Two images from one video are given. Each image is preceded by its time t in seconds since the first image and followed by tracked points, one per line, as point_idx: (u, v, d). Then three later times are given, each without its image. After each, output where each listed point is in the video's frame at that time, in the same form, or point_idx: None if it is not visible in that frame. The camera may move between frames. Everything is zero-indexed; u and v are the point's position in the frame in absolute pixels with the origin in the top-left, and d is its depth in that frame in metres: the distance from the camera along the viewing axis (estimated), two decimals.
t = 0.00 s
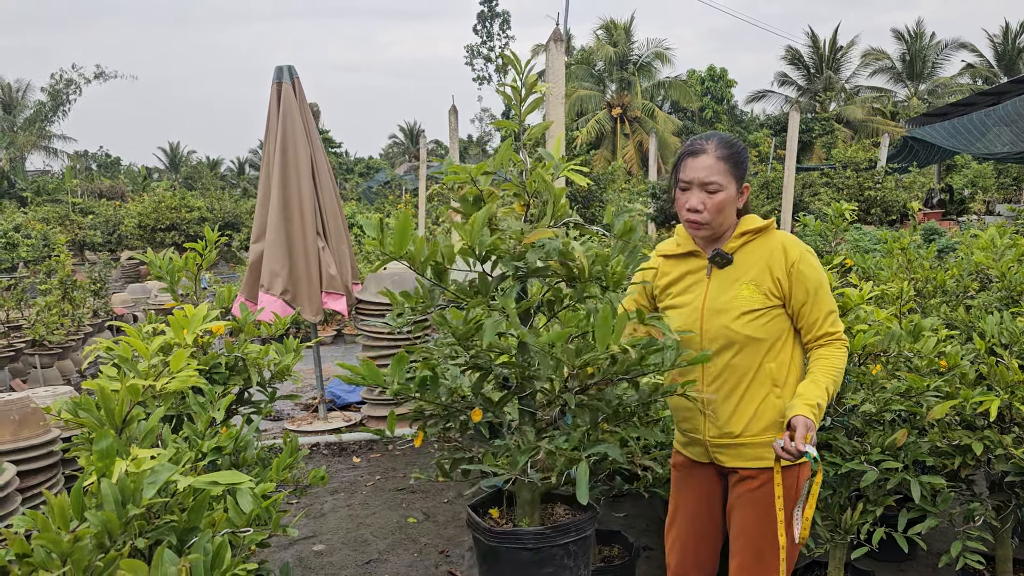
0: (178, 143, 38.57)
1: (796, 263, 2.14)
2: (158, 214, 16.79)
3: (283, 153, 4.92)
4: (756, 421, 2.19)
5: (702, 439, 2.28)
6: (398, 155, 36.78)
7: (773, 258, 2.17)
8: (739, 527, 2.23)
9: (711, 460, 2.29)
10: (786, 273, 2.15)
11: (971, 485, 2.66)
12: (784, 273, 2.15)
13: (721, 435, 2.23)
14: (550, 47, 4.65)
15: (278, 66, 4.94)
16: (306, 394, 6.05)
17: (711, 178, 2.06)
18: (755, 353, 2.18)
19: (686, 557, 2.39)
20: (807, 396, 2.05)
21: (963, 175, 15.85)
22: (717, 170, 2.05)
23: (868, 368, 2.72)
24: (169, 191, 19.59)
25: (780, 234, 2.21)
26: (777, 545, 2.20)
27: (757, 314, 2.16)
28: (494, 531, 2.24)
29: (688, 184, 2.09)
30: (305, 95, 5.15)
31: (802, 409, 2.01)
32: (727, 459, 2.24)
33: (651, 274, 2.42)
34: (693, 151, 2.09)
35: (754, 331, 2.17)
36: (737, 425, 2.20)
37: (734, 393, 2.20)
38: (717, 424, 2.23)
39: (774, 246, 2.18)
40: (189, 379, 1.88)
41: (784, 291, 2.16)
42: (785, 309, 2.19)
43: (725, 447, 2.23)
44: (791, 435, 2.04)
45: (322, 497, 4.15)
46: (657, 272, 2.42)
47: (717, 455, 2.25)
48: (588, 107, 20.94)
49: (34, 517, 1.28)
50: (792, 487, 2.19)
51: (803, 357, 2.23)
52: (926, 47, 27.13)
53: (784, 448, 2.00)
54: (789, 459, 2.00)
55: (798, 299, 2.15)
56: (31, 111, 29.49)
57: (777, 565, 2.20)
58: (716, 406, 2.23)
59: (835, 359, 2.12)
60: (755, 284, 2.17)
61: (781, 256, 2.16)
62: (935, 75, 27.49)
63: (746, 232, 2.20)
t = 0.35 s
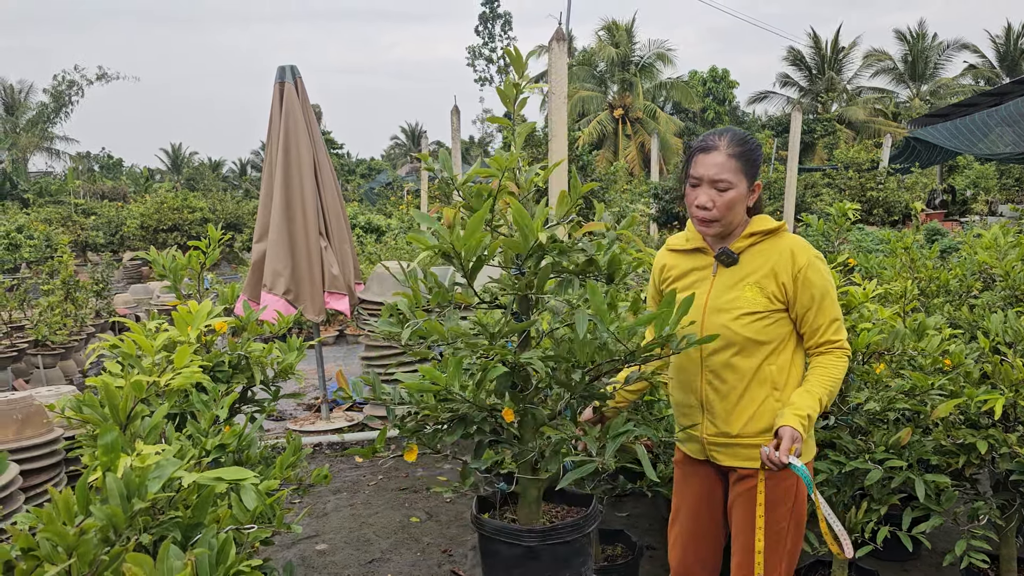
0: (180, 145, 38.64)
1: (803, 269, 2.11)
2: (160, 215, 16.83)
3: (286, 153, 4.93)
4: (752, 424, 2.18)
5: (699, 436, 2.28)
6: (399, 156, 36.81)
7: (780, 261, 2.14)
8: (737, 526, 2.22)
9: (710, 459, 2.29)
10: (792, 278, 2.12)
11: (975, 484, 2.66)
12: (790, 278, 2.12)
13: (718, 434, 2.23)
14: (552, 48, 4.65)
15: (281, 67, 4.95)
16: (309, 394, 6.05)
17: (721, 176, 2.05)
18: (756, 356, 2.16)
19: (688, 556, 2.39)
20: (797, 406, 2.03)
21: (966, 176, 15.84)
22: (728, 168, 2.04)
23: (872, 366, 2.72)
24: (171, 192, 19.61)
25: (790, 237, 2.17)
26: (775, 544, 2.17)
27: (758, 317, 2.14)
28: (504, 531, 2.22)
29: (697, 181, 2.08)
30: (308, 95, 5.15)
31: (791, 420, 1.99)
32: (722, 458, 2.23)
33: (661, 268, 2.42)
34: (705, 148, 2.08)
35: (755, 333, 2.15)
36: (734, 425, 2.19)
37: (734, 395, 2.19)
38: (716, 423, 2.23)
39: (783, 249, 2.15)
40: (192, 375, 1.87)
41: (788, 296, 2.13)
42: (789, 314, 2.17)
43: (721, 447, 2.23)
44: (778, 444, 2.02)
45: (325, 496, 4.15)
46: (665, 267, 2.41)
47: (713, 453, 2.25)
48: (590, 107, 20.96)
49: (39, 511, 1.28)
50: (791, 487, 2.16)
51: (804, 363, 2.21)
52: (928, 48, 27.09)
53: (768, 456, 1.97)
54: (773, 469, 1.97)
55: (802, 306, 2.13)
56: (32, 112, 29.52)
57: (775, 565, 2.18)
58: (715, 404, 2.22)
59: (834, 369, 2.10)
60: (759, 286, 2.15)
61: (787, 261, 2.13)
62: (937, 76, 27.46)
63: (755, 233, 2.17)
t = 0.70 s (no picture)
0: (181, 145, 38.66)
1: (801, 267, 2.10)
2: (161, 215, 16.85)
3: (286, 153, 4.93)
4: (756, 426, 2.17)
5: (705, 441, 2.28)
6: (400, 156, 36.83)
7: (779, 260, 2.13)
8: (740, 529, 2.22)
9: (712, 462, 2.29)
10: (791, 276, 2.12)
11: (973, 485, 2.66)
12: (789, 276, 2.11)
13: (723, 438, 2.22)
14: (552, 49, 4.64)
15: (281, 67, 4.95)
16: (309, 395, 6.05)
17: (715, 180, 2.05)
18: (758, 357, 2.15)
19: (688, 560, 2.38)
20: (794, 402, 2.02)
21: (968, 176, 15.81)
22: (720, 172, 2.05)
23: (871, 367, 2.72)
24: (172, 192, 19.62)
25: (787, 236, 2.17)
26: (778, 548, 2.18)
27: (760, 317, 2.13)
28: (518, 533, 2.20)
29: (692, 187, 2.08)
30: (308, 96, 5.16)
31: (785, 415, 1.98)
32: (728, 462, 2.23)
33: (662, 274, 2.41)
34: (697, 153, 2.08)
35: (757, 334, 2.13)
36: (739, 428, 2.18)
37: (736, 397, 2.18)
38: (721, 426, 2.22)
39: (781, 248, 2.14)
40: (189, 376, 1.87)
41: (787, 294, 2.12)
42: (789, 313, 2.16)
43: (725, 449, 2.23)
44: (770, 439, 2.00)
45: (325, 497, 4.15)
46: (666, 272, 2.39)
47: (718, 457, 2.25)
48: (591, 108, 20.96)
49: (36, 511, 1.28)
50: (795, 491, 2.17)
51: (805, 361, 2.20)
52: (930, 48, 27.01)
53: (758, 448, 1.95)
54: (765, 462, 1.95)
55: (801, 303, 2.12)
56: (33, 113, 29.51)
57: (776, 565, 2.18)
58: (719, 408, 2.21)
59: (835, 364, 2.08)
60: (759, 286, 2.14)
61: (786, 259, 2.12)
62: (939, 76, 27.39)
63: (753, 234, 2.16)
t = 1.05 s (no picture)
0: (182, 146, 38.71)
1: (800, 263, 2.13)
2: (162, 216, 16.87)
3: (286, 154, 4.94)
4: (769, 425, 2.17)
5: (715, 445, 2.26)
6: (401, 157, 36.87)
7: (778, 258, 2.15)
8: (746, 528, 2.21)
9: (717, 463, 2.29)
10: (791, 272, 2.14)
11: (971, 487, 2.66)
12: (790, 272, 2.14)
13: (734, 440, 2.21)
14: (552, 49, 4.64)
15: (281, 68, 4.96)
16: (309, 396, 6.06)
17: (705, 181, 2.05)
18: (766, 355, 2.15)
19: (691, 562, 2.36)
20: (815, 396, 2.03)
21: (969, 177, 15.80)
22: (710, 173, 2.05)
23: (869, 368, 2.72)
24: (173, 193, 19.65)
25: (780, 234, 2.20)
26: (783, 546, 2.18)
27: (765, 315, 2.14)
28: (519, 534, 2.20)
29: (682, 189, 2.08)
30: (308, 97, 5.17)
31: (811, 410, 1.99)
32: (743, 464, 2.21)
33: (654, 283, 2.38)
34: (686, 156, 2.09)
35: (763, 333, 2.14)
36: (753, 427, 2.17)
37: (747, 398, 2.17)
38: (733, 429, 2.20)
39: (778, 246, 2.17)
40: (187, 378, 1.88)
41: (790, 290, 2.14)
42: (792, 309, 2.18)
43: (738, 450, 2.21)
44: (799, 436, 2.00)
45: (324, 498, 4.16)
46: (659, 280, 2.37)
47: (730, 459, 2.23)
48: (591, 108, 20.97)
49: (33, 513, 1.29)
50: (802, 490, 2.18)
51: (808, 356, 2.23)
52: (931, 48, 27.00)
53: (791, 446, 1.95)
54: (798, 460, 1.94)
55: (803, 298, 2.14)
56: (34, 114, 29.52)
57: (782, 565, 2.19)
58: (730, 410, 2.20)
59: (844, 356, 2.11)
60: (761, 286, 2.14)
61: (784, 256, 2.15)
62: (939, 76, 27.38)
63: (747, 234, 2.18)
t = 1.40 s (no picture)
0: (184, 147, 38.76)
1: (786, 259, 2.15)
2: (163, 217, 16.90)
3: (286, 155, 4.94)
4: (761, 419, 2.18)
5: (708, 441, 2.26)
6: (402, 157, 36.91)
7: (765, 255, 2.17)
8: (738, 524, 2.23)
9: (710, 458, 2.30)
10: (778, 268, 2.16)
11: (971, 487, 2.66)
12: (776, 267, 2.16)
13: (727, 435, 2.21)
14: (552, 50, 4.64)
15: (281, 69, 4.96)
16: (310, 397, 6.05)
17: (695, 181, 2.07)
18: (755, 351, 2.16)
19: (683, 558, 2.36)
20: (802, 387, 2.04)
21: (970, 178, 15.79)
22: (701, 173, 2.06)
23: (869, 369, 2.72)
24: (174, 193, 19.68)
25: (765, 232, 2.22)
26: (776, 542, 2.20)
27: (754, 311, 2.15)
28: (518, 535, 2.20)
29: (672, 189, 2.09)
30: (308, 98, 5.17)
31: (797, 400, 2.00)
32: (736, 459, 2.21)
33: (643, 286, 2.37)
34: (675, 156, 2.10)
35: (753, 329, 2.15)
36: (745, 422, 2.18)
37: (737, 394, 2.18)
38: (725, 425, 2.20)
39: (764, 244, 2.19)
40: (187, 379, 1.88)
41: (777, 286, 2.16)
42: (779, 305, 2.19)
43: (731, 446, 2.22)
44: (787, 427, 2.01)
45: (324, 499, 4.16)
46: (646, 283, 2.36)
47: (722, 454, 2.24)
48: (592, 109, 20.99)
49: (34, 513, 1.30)
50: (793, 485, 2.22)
51: (795, 352, 2.25)
52: (931, 49, 27.00)
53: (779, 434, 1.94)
54: (785, 449, 1.94)
55: (790, 293, 2.16)
56: (36, 115, 29.54)
57: (777, 559, 2.21)
58: (722, 406, 2.20)
59: (829, 348, 2.13)
60: (750, 282, 2.16)
61: (771, 253, 2.17)
62: (940, 77, 27.37)
63: (734, 233, 2.20)
